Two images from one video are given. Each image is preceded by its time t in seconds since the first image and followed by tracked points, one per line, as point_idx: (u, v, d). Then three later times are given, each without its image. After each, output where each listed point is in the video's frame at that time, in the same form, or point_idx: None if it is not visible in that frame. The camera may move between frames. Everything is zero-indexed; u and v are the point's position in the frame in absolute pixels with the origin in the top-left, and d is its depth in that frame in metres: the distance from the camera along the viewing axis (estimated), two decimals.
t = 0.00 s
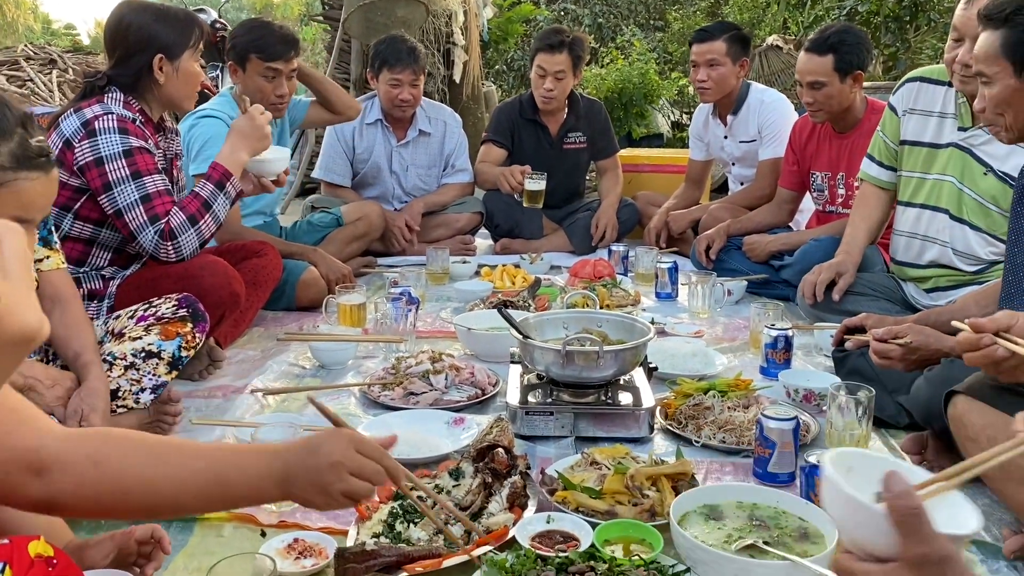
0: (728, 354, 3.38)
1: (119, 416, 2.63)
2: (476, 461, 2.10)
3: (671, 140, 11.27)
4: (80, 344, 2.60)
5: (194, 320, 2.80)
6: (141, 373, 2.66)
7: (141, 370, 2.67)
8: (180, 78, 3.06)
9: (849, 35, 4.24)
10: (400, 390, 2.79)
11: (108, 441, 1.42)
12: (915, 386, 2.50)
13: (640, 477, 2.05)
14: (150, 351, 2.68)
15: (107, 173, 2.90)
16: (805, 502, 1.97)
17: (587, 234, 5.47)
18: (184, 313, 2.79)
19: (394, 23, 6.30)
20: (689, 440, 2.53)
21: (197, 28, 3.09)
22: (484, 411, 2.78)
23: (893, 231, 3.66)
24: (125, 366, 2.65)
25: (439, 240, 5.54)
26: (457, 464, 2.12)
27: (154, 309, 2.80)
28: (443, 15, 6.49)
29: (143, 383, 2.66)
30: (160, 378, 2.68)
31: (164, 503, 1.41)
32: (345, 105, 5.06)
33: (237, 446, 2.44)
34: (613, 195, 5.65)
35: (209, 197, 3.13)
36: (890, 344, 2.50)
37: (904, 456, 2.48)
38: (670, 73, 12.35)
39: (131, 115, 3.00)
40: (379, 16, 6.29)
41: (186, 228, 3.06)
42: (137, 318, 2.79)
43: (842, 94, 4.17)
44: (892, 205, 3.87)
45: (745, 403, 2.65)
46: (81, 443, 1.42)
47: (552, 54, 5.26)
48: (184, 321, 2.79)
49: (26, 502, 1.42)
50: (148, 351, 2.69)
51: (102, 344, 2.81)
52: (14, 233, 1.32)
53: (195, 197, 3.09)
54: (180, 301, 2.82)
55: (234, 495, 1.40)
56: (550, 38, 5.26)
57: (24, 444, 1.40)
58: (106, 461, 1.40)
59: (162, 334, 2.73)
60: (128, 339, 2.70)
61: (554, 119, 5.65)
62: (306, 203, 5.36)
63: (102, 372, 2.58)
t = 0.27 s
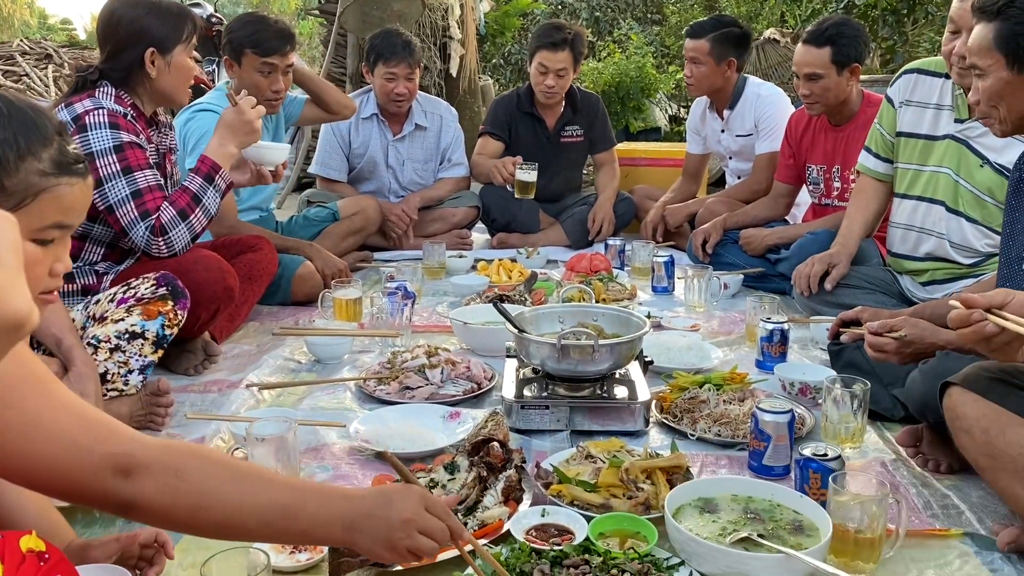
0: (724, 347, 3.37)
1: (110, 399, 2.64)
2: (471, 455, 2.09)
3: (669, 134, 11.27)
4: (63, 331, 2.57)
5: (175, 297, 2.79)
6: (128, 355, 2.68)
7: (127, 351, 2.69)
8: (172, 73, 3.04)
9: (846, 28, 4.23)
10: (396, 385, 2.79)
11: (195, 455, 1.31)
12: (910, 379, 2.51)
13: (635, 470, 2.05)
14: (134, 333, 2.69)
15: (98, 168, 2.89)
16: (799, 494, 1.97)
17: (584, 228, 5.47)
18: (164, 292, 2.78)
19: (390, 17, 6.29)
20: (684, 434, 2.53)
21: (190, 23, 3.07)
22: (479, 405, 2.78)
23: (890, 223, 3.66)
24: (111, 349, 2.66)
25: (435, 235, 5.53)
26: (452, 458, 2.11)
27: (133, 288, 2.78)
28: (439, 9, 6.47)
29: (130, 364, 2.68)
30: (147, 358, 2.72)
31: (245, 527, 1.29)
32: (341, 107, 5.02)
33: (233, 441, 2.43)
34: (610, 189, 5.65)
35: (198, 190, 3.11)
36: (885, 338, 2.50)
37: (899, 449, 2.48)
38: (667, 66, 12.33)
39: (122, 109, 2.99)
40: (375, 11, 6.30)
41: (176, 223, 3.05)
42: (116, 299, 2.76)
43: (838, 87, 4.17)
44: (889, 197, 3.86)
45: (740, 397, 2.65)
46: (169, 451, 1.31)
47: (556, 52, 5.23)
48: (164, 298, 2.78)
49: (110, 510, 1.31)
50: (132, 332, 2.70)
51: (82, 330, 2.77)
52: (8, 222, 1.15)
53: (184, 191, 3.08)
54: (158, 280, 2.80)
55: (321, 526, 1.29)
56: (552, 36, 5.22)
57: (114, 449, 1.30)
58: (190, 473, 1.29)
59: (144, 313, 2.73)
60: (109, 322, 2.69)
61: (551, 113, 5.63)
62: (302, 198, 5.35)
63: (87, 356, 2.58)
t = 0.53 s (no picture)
0: (723, 347, 3.39)
1: (106, 376, 2.77)
2: (471, 457, 2.10)
3: (667, 133, 11.27)
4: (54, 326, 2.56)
5: (147, 260, 2.78)
6: (113, 325, 2.73)
7: (112, 321, 2.73)
8: (170, 78, 3.03)
9: (844, 28, 4.24)
10: (396, 386, 2.80)
11: (196, 485, 1.31)
12: (908, 380, 2.52)
13: (633, 472, 2.06)
14: (115, 303, 2.72)
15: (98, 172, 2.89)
16: (797, 495, 1.98)
17: (583, 227, 5.48)
18: (135, 257, 2.77)
19: (389, 18, 6.32)
20: (683, 434, 2.54)
21: (193, 30, 3.05)
22: (479, 406, 2.79)
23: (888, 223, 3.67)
24: (95, 323, 2.71)
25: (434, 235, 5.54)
26: (451, 460, 2.12)
27: (106, 258, 2.78)
28: (438, 10, 6.48)
29: (117, 332, 2.75)
30: (132, 323, 2.76)
31: (243, 556, 1.32)
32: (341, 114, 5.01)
33: (233, 442, 2.45)
34: (609, 189, 5.66)
35: (199, 195, 3.12)
36: (882, 339, 2.50)
37: (897, 449, 2.50)
38: (666, 65, 12.33)
39: (122, 112, 3.00)
40: (374, 11, 6.33)
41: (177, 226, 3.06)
42: (90, 273, 2.77)
43: (836, 87, 4.18)
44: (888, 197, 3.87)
45: (739, 397, 2.66)
46: (170, 481, 1.30)
47: (560, 53, 5.23)
48: (136, 263, 2.77)
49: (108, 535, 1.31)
50: (112, 302, 2.73)
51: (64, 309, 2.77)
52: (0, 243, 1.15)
53: (186, 194, 3.09)
54: (126, 246, 2.79)
55: (316, 555, 1.33)
56: (556, 36, 5.22)
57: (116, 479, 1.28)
58: (191, 504, 1.29)
59: (120, 281, 2.74)
60: (88, 297, 2.71)
61: (551, 113, 5.64)
62: (302, 198, 5.35)
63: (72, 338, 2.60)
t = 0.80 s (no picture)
0: (724, 351, 3.38)
1: (110, 388, 2.74)
2: (471, 463, 2.09)
3: (668, 135, 11.27)
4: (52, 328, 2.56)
5: (162, 277, 2.77)
6: (124, 340, 2.73)
7: (123, 336, 2.73)
8: (173, 85, 3.05)
9: (844, 31, 4.24)
10: (396, 391, 2.79)
11: (170, 491, 1.32)
12: (909, 386, 2.51)
13: (634, 479, 2.06)
14: (129, 318, 2.72)
15: (103, 176, 2.89)
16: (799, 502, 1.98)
17: (584, 230, 5.48)
18: (151, 274, 2.76)
19: (389, 21, 6.28)
20: (684, 440, 2.54)
21: (198, 37, 3.07)
22: (479, 411, 2.79)
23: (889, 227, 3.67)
24: (108, 337, 2.70)
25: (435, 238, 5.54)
26: (452, 466, 2.11)
27: (120, 272, 2.76)
28: (438, 13, 6.48)
29: (127, 348, 2.74)
30: (143, 340, 2.77)
31: (216, 563, 1.32)
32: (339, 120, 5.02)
33: (233, 448, 2.45)
34: (609, 193, 5.66)
35: (206, 204, 3.15)
36: (883, 345, 2.51)
37: (898, 454, 2.49)
38: (666, 68, 12.33)
39: (125, 117, 3.00)
40: (374, 15, 6.30)
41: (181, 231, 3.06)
42: (104, 287, 2.75)
43: (836, 91, 4.18)
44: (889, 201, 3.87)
45: (740, 402, 2.66)
46: (145, 489, 1.31)
47: (555, 51, 5.25)
48: (152, 280, 2.76)
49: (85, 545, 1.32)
50: (126, 317, 2.72)
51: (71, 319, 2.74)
52: None
53: (193, 201, 3.11)
54: (143, 262, 2.77)
55: (289, 558, 1.34)
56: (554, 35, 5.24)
57: (87, 488, 1.29)
58: (166, 511, 1.30)
59: (134, 297, 2.73)
60: (101, 312, 2.70)
61: (551, 116, 5.64)
62: (302, 202, 5.35)
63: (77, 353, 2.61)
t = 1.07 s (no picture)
0: (725, 358, 3.37)
1: (115, 405, 2.75)
2: (472, 472, 2.09)
3: (668, 140, 11.28)
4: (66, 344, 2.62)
5: (173, 296, 2.84)
6: (132, 356, 2.76)
7: (132, 352, 2.77)
8: (186, 100, 3.06)
9: (845, 37, 4.24)
10: (396, 399, 2.79)
11: (171, 497, 1.31)
12: (910, 393, 2.51)
13: (635, 488, 2.04)
14: (139, 335, 2.77)
15: (104, 183, 2.89)
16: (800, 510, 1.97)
17: (585, 236, 5.48)
18: (162, 292, 2.82)
19: (390, 28, 6.23)
20: (685, 448, 2.53)
21: (211, 54, 3.09)
22: (480, 419, 2.78)
23: (890, 232, 3.67)
24: (116, 353, 2.74)
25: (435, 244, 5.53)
26: (452, 475, 2.11)
27: (131, 289, 2.83)
28: (439, 19, 6.49)
29: (135, 364, 2.78)
30: (151, 358, 2.81)
31: (218, 569, 1.31)
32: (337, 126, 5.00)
33: (233, 456, 2.44)
34: (610, 199, 5.66)
35: (203, 208, 3.13)
36: (884, 352, 2.50)
37: (900, 462, 2.48)
38: (667, 73, 12.33)
39: (129, 125, 3.00)
40: (375, 21, 6.21)
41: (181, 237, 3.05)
42: (116, 303, 2.81)
43: (836, 96, 4.18)
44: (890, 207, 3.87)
45: (741, 410, 2.65)
46: (147, 494, 1.30)
47: (559, 60, 5.24)
48: (163, 298, 2.83)
49: (84, 551, 1.30)
50: (136, 333, 2.78)
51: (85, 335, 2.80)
52: None
53: (191, 206, 3.10)
54: (155, 280, 2.84)
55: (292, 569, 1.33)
56: (555, 43, 5.23)
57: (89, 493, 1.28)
58: (167, 515, 1.29)
59: (145, 314, 2.79)
60: (111, 328, 2.75)
61: (553, 121, 5.64)
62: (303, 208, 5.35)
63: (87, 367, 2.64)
